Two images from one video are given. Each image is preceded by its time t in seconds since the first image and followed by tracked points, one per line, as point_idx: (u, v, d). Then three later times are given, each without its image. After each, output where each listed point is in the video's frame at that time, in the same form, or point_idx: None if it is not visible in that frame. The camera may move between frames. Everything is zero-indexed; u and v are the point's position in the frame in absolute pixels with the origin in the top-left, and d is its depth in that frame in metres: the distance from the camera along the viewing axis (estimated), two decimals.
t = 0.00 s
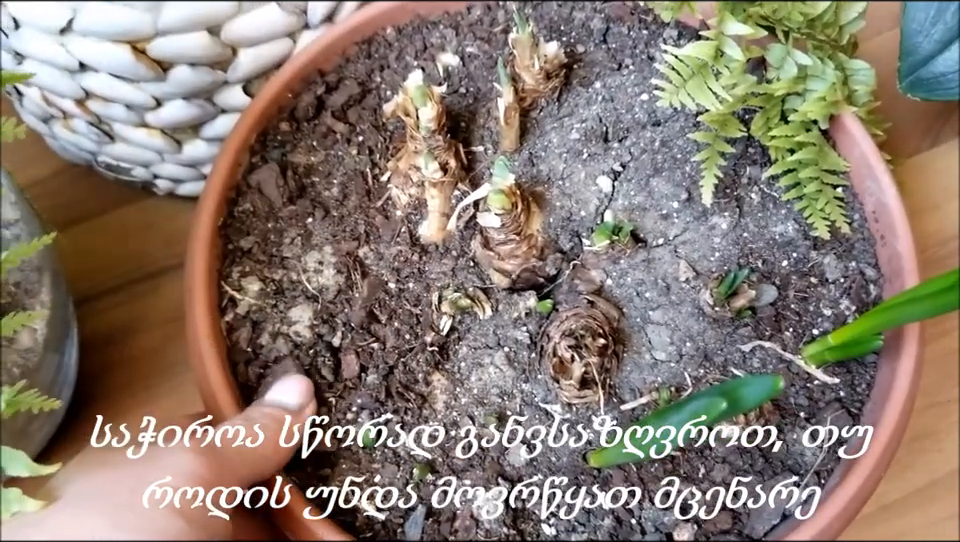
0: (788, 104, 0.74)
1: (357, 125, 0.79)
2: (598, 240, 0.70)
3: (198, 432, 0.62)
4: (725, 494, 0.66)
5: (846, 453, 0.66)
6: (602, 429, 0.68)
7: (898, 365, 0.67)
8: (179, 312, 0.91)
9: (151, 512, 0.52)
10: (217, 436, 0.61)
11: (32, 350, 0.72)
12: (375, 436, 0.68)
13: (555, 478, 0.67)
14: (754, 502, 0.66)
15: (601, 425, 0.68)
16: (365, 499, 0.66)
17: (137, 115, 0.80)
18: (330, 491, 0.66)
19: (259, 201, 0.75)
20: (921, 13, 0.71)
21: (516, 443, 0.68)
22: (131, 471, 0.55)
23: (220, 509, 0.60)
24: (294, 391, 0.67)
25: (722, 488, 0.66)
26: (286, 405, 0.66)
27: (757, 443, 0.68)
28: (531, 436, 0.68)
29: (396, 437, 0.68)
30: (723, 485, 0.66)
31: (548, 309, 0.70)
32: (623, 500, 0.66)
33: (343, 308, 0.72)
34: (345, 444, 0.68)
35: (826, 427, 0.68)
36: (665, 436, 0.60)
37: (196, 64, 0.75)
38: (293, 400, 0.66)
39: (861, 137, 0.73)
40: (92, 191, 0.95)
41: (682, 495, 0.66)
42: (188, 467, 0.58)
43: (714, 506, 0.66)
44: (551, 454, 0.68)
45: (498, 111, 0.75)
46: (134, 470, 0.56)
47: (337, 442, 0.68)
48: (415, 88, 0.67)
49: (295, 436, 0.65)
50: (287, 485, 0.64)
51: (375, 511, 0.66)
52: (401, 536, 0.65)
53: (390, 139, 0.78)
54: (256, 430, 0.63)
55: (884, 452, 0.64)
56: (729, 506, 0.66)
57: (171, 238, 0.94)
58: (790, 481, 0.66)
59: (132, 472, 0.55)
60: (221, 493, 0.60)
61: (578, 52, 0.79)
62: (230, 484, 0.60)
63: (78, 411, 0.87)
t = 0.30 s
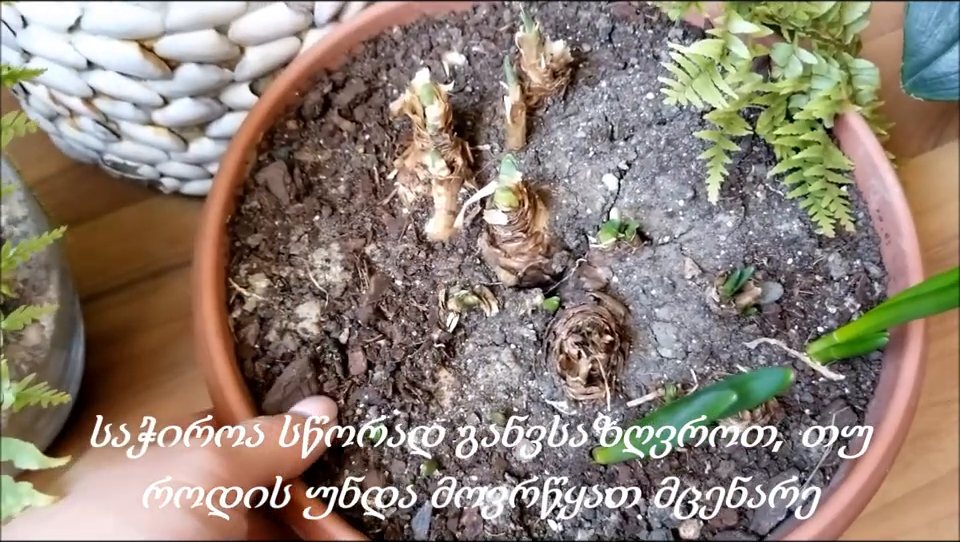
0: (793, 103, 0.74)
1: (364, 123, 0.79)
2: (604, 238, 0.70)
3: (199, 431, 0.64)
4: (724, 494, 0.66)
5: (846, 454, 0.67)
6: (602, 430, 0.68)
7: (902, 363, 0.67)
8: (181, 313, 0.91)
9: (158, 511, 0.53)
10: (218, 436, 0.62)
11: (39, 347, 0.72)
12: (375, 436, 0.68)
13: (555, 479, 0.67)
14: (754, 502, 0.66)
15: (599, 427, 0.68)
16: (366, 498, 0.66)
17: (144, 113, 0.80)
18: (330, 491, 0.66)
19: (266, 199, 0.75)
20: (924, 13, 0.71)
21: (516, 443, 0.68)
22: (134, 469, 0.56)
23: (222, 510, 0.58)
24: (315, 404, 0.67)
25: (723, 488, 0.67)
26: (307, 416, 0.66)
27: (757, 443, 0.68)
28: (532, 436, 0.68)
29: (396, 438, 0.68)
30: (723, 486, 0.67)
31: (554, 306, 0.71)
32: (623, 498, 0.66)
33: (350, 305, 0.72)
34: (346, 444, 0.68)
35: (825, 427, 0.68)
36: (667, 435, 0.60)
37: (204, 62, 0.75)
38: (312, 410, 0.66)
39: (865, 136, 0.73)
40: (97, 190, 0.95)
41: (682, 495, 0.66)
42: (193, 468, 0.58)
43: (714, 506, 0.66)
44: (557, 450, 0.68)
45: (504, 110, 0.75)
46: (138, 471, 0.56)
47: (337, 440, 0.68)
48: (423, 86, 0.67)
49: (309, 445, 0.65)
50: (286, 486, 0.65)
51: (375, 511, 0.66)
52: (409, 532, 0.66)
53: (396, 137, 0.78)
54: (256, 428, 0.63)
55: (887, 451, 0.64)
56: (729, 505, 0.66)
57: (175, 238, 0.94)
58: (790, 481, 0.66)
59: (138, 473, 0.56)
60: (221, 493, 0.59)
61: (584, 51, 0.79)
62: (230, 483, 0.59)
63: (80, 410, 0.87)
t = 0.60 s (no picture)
0: (794, 106, 0.74)
1: (365, 126, 0.79)
2: (606, 241, 0.70)
3: (199, 431, 0.60)
4: (724, 494, 0.66)
5: (846, 454, 0.67)
6: (603, 430, 0.68)
7: (902, 366, 0.68)
8: (181, 315, 0.92)
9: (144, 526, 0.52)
10: (217, 437, 0.60)
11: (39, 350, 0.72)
12: (375, 436, 0.68)
13: (555, 478, 0.67)
14: (754, 502, 0.66)
15: (600, 426, 0.68)
16: (366, 498, 0.66)
17: (144, 115, 0.80)
18: (330, 491, 0.66)
19: (267, 201, 0.75)
20: (926, 15, 0.72)
21: (516, 444, 0.68)
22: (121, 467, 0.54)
23: (222, 509, 0.58)
24: (299, 352, 0.66)
25: (724, 488, 0.67)
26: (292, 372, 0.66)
27: (757, 443, 0.68)
28: (531, 437, 0.68)
29: (396, 437, 0.68)
30: (723, 486, 0.67)
31: (555, 309, 0.71)
32: (623, 500, 0.66)
33: (351, 308, 0.72)
34: (345, 443, 0.68)
35: (826, 427, 0.68)
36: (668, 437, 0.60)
37: (205, 64, 0.75)
38: (297, 365, 0.66)
39: (866, 140, 0.73)
40: (96, 192, 0.95)
41: (682, 496, 0.66)
42: (185, 469, 0.58)
43: (714, 507, 0.66)
44: (558, 453, 0.68)
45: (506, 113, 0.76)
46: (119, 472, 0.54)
47: (336, 441, 0.68)
48: (424, 88, 0.67)
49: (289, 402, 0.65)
50: (286, 485, 0.64)
51: (374, 510, 0.66)
52: (410, 535, 0.66)
53: (397, 140, 0.78)
54: (256, 429, 0.61)
55: (888, 452, 0.65)
56: (730, 506, 0.66)
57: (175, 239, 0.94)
58: (790, 481, 0.67)
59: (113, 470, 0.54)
60: (220, 492, 0.59)
61: (585, 54, 0.80)
62: (230, 483, 0.59)
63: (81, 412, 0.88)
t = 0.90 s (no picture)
0: (790, 112, 0.76)
1: (367, 129, 0.80)
2: (604, 244, 0.72)
3: (199, 431, 0.61)
4: (724, 494, 0.68)
5: (846, 453, 0.68)
6: (602, 429, 0.69)
7: (895, 368, 0.69)
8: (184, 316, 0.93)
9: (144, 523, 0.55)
10: (217, 436, 0.61)
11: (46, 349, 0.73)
12: (375, 436, 0.70)
13: (554, 479, 0.68)
14: (754, 502, 0.68)
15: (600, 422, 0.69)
16: (366, 498, 0.68)
17: (150, 118, 0.82)
18: (330, 492, 0.67)
19: (272, 204, 0.77)
20: (920, 22, 0.73)
21: (516, 444, 0.69)
22: (140, 461, 0.57)
23: (222, 509, 0.60)
24: (337, 352, 0.68)
25: (723, 488, 0.68)
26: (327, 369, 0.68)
27: (757, 443, 0.69)
28: (531, 437, 0.69)
29: (396, 438, 0.70)
30: (723, 485, 0.68)
31: (554, 311, 0.72)
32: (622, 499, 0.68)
33: (354, 309, 0.73)
34: (345, 443, 0.70)
35: (826, 427, 0.69)
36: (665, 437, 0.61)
37: (210, 69, 0.76)
38: (334, 364, 0.68)
39: (860, 145, 0.75)
40: (100, 194, 0.96)
41: (682, 495, 0.68)
42: (189, 467, 0.59)
43: (714, 506, 0.67)
44: (557, 452, 0.69)
45: (506, 117, 0.77)
46: (139, 467, 0.57)
47: (336, 441, 0.70)
48: (426, 94, 0.69)
49: (320, 401, 0.68)
50: (287, 484, 0.66)
51: (375, 511, 0.67)
52: (411, 533, 0.67)
53: (399, 143, 0.79)
54: (258, 428, 0.62)
55: (880, 454, 0.66)
56: (729, 506, 0.68)
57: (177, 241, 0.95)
58: (790, 481, 0.68)
59: (128, 472, 0.57)
60: (220, 492, 0.60)
61: (585, 59, 0.81)
62: (230, 483, 0.60)
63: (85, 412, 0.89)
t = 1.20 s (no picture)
0: (788, 120, 0.76)
1: (369, 137, 0.81)
2: (604, 251, 0.72)
3: (199, 431, 0.61)
4: (724, 493, 0.68)
5: (846, 453, 0.69)
6: (603, 429, 0.70)
7: (892, 376, 0.69)
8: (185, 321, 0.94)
9: (145, 522, 0.56)
10: (217, 436, 0.62)
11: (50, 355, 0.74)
12: (375, 436, 0.70)
13: (554, 478, 0.69)
14: (754, 502, 0.68)
15: (600, 426, 0.70)
16: (366, 498, 0.68)
17: (154, 126, 0.82)
18: (330, 491, 0.68)
19: (274, 210, 0.78)
20: (918, 31, 0.74)
21: (516, 443, 0.70)
22: (144, 460, 0.58)
23: (222, 509, 0.60)
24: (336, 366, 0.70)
25: (723, 489, 0.69)
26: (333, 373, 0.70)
27: (756, 443, 0.70)
28: (532, 437, 0.70)
29: (396, 437, 0.70)
30: (723, 485, 0.69)
31: (554, 317, 0.73)
32: (622, 504, 0.68)
33: (359, 314, 0.74)
34: (345, 443, 0.70)
35: (826, 427, 0.70)
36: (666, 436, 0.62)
37: (214, 77, 0.77)
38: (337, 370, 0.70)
39: (859, 153, 0.75)
40: (102, 200, 0.97)
41: (682, 494, 0.68)
42: (189, 467, 0.59)
43: (714, 505, 0.68)
44: (557, 457, 0.70)
45: (507, 125, 0.77)
46: (142, 465, 0.58)
47: (336, 441, 0.70)
48: (428, 102, 0.70)
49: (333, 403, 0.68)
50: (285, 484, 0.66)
51: (375, 510, 0.68)
52: (412, 537, 0.67)
53: (401, 151, 0.80)
54: (257, 429, 0.63)
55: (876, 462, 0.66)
56: (729, 506, 0.68)
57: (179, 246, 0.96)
58: (790, 481, 0.69)
59: (131, 471, 0.58)
60: (221, 492, 0.60)
61: (585, 68, 0.81)
62: (230, 482, 0.60)
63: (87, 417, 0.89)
